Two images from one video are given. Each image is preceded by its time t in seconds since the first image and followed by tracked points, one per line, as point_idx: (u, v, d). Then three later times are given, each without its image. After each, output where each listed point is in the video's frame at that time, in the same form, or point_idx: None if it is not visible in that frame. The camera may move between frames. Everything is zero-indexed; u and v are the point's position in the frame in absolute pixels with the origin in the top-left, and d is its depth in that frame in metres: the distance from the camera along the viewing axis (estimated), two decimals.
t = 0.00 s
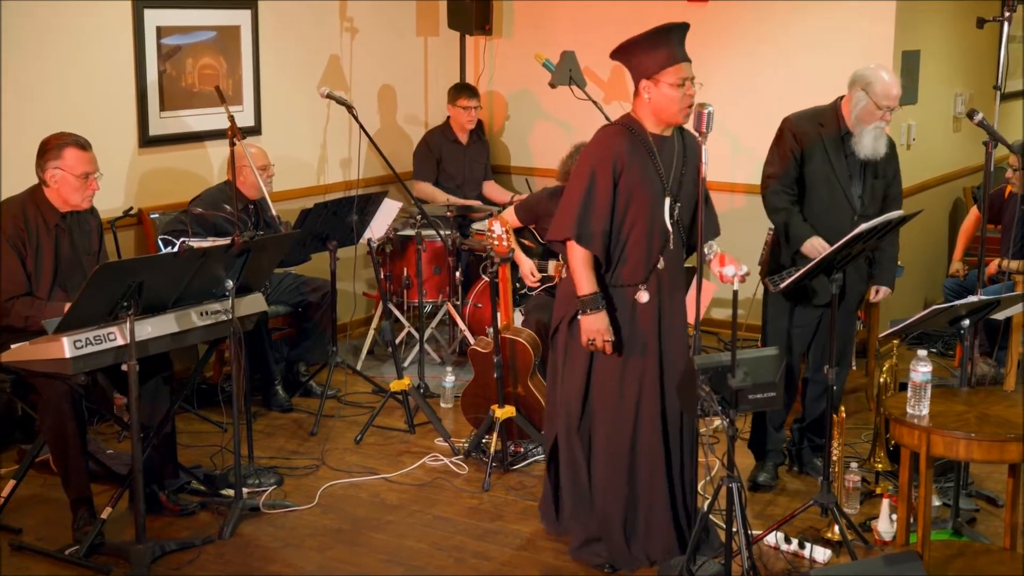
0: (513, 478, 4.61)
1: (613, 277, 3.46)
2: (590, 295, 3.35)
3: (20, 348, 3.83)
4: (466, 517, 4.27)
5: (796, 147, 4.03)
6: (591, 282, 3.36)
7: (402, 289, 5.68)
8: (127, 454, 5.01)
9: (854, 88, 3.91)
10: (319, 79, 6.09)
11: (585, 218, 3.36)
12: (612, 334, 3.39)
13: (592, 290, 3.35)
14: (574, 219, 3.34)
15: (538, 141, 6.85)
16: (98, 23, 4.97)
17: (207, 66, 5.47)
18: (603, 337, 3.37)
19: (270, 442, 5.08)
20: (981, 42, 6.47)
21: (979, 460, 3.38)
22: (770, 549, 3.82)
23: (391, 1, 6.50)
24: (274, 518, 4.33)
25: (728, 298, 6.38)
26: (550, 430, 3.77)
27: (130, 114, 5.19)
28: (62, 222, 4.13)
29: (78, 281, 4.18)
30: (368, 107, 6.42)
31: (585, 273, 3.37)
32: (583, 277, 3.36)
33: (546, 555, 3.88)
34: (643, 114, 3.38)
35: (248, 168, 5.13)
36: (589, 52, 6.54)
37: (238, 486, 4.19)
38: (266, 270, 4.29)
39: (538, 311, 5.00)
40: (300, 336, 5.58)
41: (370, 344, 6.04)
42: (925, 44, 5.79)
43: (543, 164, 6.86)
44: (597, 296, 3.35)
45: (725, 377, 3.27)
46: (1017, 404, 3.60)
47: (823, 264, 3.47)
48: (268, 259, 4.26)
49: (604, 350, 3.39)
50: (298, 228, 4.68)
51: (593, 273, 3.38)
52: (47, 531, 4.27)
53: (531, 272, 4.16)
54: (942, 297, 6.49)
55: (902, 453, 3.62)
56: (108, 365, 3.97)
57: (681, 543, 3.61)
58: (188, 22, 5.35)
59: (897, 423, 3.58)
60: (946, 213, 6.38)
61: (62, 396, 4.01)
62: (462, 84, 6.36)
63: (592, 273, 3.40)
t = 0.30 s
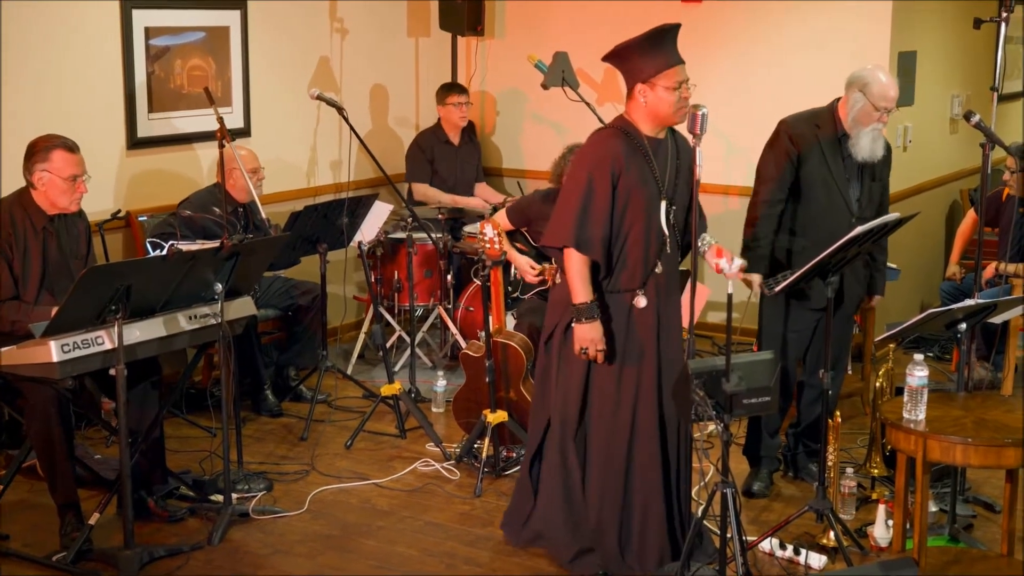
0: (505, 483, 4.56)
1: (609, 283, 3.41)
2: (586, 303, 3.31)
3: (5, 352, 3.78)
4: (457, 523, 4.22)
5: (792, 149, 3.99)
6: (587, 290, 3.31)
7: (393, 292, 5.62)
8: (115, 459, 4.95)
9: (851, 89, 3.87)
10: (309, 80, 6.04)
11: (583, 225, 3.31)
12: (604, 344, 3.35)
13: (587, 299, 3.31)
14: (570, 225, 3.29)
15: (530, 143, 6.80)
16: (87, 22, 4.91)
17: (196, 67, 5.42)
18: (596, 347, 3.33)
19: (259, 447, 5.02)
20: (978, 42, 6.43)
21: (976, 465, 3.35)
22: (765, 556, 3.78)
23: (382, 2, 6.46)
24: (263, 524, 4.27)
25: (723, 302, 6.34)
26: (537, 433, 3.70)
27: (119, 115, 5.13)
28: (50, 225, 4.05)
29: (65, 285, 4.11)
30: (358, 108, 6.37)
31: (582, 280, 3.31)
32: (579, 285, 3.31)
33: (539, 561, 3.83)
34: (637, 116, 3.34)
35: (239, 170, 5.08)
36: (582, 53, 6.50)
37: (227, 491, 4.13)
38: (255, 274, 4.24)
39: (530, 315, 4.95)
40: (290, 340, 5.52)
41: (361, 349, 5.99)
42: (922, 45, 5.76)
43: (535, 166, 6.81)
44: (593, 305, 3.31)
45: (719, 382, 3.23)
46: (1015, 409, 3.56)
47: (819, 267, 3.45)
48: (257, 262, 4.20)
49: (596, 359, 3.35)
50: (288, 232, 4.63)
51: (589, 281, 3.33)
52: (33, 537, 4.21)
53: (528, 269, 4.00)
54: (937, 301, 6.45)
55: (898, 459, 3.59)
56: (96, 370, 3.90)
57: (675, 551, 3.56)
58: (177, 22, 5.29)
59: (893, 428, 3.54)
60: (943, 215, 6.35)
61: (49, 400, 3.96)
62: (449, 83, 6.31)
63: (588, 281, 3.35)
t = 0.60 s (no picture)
0: (495, 490, 4.50)
1: (605, 287, 3.35)
2: (582, 308, 3.25)
3: None
4: (447, 530, 4.16)
5: (787, 152, 3.94)
6: (582, 294, 3.25)
7: (381, 297, 5.56)
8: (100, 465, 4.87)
9: (847, 92, 3.84)
10: (296, 81, 5.98)
11: (577, 228, 3.25)
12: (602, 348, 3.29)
13: (582, 303, 3.25)
14: (564, 228, 3.24)
15: (520, 145, 6.75)
16: (72, 21, 4.85)
17: (182, 68, 5.35)
18: (593, 352, 3.27)
19: (246, 453, 4.95)
20: (974, 44, 6.40)
21: (972, 472, 3.30)
22: (759, 564, 3.72)
23: (371, 3, 6.39)
24: (250, 531, 4.20)
25: (716, 306, 6.29)
26: (532, 445, 3.61)
27: (105, 116, 5.07)
28: (36, 227, 3.98)
29: (50, 288, 4.03)
30: (347, 110, 6.31)
31: (576, 285, 3.25)
32: (574, 289, 3.25)
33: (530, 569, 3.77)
34: (628, 117, 3.29)
35: (225, 173, 5.00)
36: (573, 54, 6.45)
37: (213, 498, 4.06)
38: (242, 278, 4.18)
39: (521, 319, 4.89)
40: (277, 345, 5.45)
41: (349, 353, 5.92)
42: (918, 46, 5.73)
43: (525, 169, 6.76)
44: (588, 309, 3.25)
45: (712, 388, 3.16)
46: (1012, 415, 3.51)
47: (813, 272, 3.40)
48: (244, 266, 4.14)
49: (593, 364, 3.29)
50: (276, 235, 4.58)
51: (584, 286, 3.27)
52: (16, 545, 4.13)
53: (514, 278, 4.14)
54: (932, 305, 6.40)
55: (893, 465, 3.54)
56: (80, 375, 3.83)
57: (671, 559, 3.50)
58: (162, 23, 5.23)
59: (889, 434, 3.49)
60: (939, 219, 6.32)
61: (32, 405, 3.88)
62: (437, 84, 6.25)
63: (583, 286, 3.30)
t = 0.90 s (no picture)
0: (486, 496, 4.44)
1: (594, 290, 3.30)
2: (568, 310, 3.20)
3: None
4: (437, 537, 4.10)
5: (779, 153, 3.90)
6: (569, 296, 3.21)
7: (371, 301, 5.51)
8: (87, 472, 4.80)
9: (838, 92, 3.78)
10: (285, 83, 5.92)
11: (564, 229, 3.21)
12: (587, 351, 3.24)
13: (569, 305, 3.20)
14: (550, 229, 3.19)
15: (511, 147, 6.70)
16: (58, 20, 4.78)
17: (168, 69, 5.29)
18: (577, 354, 3.22)
19: (234, 459, 4.89)
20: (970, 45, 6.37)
21: (968, 478, 3.26)
22: (753, 571, 3.66)
23: (361, 4, 6.34)
24: (238, 538, 4.14)
25: (709, 310, 6.24)
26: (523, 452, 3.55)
27: (91, 117, 5.00)
28: (21, 231, 3.92)
29: (35, 292, 3.97)
30: (335, 113, 6.25)
31: (562, 287, 3.21)
32: (560, 291, 3.21)
33: None
34: (617, 118, 3.23)
35: (212, 175, 4.94)
36: (564, 55, 6.41)
37: (200, 505, 3.99)
38: (230, 281, 4.11)
39: (512, 324, 4.84)
40: (265, 349, 5.39)
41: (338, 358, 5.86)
42: (913, 47, 5.69)
43: (516, 171, 6.71)
44: (574, 311, 3.20)
45: (705, 394, 3.13)
46: (1009, 420, 3.47)
47: (808, 276, 3.36)
48: (232, 268, 4.07)
49: (579, 367, 3.24)
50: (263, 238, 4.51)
51: (570, 287, 3.23)
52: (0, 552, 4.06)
53: (507, 280, 3.99)
54: (928, 308, 6.36)
55: (889, 471, 3.49)
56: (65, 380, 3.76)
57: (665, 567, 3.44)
58: (149, 24, 5.17)
59: (884, 440, 3.45)
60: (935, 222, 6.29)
61: (16, 410, 3.81)
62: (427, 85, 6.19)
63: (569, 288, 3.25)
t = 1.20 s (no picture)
0: (476, 503, 4.38)
1: (582, 294, 3.25)
2: (553, 314, 3.16)
3: None
4: (426, 545, 4.04)
5: (772, 155, 3.85)
6: (554, 300, 3.17)
7: (359, 305, 5.44)
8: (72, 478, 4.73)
9: (832, 93, 3.75)
10: (272, 84, 5.86)
11: (550, 233, 3.16)
12: (572, 356, 3.20)
13: (553, 308, 3.16)
14: (535, 233, 3.15)
15: (501, 150, 6.65)
16: (43, 20, 4.72)
17: (155, 70, 5.22)
18: (562, 359, 3.18)
19: (221, 465, 4.83)
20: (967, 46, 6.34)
21: (965, 484, 3.22)
22: None
23: (349, 4, 6.28)
24: (225, 546, 4.07)
25: (702, 315, 6.20)
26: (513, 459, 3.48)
27: (76, 119, 4.94)
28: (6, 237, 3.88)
29: (20, 296, 3.86)
30: (323, 114, 6.19)
31: (548, 291, 3.17)
32: (545, 294, 3.16)
33: None
34: (606, 120, 3.18)
35: (200, 179, 4.86)
36: (556, 57, 6.36)
37: (187, 512, 3.93)
38: (216, 285, 4.05)
39: (502, 328, 4.78)
40: (252, 353, 5.31)
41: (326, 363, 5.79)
42: (908, 48, 5.66)
43: (507, 174, 6.66)
44: (559, 315, 3.16)
45: (698, 400, 3.09)
46: (1007, 426, 3.43)
47: (803, 279, 3.32)
48: (219, 272, 4.01)
49: (563, 372, 3.20)
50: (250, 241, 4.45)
51: (555, 290, 3.19)
52: None
53: (501, 279, 3.90)
54: (924, 312, 6.32)
55: (884, 477, 3.45)
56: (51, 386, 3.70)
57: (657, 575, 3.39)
58: (134, 25, 5.10)
59: (880, 446, 3.40)
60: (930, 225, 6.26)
61: None
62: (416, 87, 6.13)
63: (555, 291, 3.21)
